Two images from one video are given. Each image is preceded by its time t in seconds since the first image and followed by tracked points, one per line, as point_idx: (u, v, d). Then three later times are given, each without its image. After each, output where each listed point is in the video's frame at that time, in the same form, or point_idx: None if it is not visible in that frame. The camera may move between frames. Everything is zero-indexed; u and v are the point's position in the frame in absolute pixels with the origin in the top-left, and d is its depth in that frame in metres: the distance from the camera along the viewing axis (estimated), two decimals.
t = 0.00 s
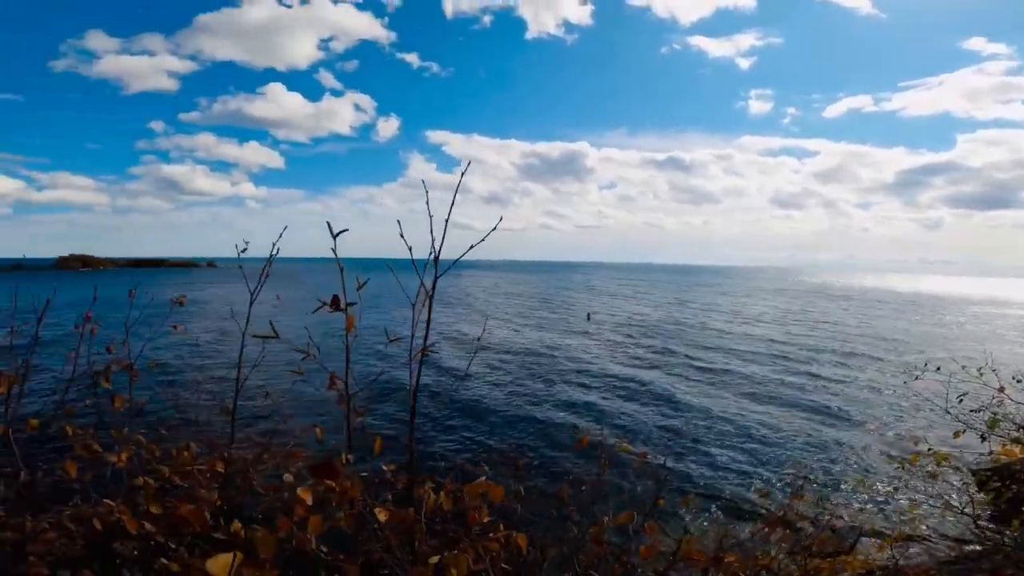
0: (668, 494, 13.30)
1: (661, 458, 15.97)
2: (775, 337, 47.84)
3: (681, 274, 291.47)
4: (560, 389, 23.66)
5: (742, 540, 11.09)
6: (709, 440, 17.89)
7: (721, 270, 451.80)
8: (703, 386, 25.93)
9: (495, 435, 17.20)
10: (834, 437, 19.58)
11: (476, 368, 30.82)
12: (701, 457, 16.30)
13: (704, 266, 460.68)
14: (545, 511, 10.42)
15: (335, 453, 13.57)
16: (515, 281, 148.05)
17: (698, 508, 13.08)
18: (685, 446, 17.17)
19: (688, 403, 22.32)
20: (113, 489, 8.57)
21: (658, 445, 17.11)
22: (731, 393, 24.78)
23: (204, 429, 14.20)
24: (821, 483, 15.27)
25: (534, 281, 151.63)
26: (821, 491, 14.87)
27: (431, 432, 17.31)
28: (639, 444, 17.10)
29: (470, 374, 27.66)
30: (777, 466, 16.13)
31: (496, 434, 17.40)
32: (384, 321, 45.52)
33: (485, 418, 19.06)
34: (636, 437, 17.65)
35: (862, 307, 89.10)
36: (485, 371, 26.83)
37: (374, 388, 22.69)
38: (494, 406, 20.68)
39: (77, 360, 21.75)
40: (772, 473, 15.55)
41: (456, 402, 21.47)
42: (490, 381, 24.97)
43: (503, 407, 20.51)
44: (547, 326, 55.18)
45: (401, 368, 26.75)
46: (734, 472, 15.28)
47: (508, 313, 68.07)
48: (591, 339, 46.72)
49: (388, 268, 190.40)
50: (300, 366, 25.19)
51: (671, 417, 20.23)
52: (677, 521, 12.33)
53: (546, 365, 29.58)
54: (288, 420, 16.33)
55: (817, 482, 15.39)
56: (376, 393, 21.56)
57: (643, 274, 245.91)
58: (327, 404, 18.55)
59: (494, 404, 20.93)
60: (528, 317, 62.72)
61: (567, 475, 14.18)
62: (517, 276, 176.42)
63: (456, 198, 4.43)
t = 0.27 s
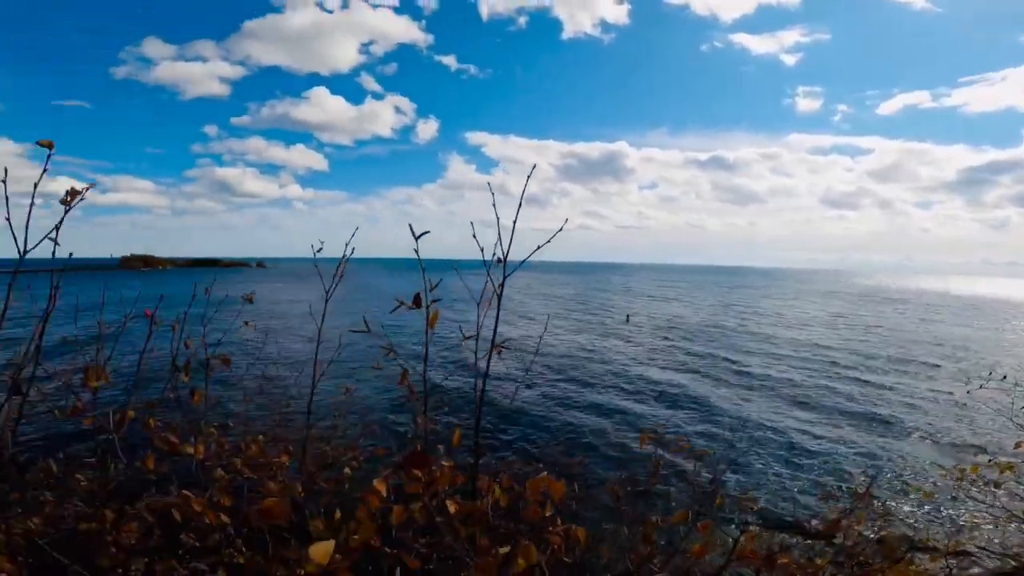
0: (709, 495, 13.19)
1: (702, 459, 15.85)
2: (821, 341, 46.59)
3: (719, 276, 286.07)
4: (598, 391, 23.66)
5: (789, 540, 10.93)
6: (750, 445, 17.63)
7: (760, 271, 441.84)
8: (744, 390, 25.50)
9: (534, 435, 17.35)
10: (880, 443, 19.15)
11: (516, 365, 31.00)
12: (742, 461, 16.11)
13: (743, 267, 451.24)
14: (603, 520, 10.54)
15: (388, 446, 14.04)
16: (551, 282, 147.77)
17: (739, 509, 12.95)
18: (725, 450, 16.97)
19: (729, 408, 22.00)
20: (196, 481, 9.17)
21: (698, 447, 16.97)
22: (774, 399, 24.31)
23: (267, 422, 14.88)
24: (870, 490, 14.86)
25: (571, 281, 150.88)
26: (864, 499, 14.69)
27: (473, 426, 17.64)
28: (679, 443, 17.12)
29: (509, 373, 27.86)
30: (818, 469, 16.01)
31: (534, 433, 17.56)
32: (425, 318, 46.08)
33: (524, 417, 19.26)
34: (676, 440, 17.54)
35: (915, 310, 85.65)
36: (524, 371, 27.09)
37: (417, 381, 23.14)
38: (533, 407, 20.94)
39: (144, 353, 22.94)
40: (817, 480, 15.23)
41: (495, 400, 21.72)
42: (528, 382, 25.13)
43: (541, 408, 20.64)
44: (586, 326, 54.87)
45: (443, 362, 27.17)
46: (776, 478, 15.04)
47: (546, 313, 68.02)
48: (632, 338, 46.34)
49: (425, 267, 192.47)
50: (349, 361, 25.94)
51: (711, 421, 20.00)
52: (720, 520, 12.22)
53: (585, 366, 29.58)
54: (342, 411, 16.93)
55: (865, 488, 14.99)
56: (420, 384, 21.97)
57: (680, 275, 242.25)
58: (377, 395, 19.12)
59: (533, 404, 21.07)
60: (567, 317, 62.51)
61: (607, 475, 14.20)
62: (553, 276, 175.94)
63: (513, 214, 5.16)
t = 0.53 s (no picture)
0: (754, 499, 13.00)
1: (745, 463, 15.60)
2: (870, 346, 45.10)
3: (758, 277, 279.87)
4: (636, 393, 23.54)
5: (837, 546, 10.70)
6: (795, 450, 17.27)
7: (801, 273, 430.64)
8: (787, 396, 24.96)
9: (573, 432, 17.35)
10: (930, 451, 18.56)
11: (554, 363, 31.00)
12: (786, 465, 15.80)
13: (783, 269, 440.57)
14: (648, 518, 10.56)
15: (435, 437, 14.24)
16: (588, 282, 146.61)
17: (785, 514, 12.70)
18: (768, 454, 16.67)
19: (771, 413, 21.60)
20: (254, 468, 9.54)
21: (741, 449, 16.70)
22: (818, 405, 23.73)
23: (316, 413, 15.33)
24: (921, 500, 14.39)
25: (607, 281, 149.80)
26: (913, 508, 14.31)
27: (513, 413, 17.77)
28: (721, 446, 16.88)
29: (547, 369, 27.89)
30: (866, 474, 15.63)
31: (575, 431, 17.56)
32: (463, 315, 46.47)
33: (563, 413, 19.28)
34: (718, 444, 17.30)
35: (970, 314, 82.08)
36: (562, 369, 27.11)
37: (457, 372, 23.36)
38: (571, 406, 20.94)
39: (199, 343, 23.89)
40: (865, 488, 14.82)
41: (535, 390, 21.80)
42: (566, 382, 25.14)
43: (579, 408, 20.63)
44: (624, 326, 54.44)
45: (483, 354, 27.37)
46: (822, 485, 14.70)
47: (583, 313, 67.75)
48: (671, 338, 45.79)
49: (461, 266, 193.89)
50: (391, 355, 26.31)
51: (754, 427, 19.65)
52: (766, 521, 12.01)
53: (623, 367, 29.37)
54: (387, 404, 17.32)
55: (916, 497, 14.52)
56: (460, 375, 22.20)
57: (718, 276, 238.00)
58: (421, 389, 19.41)
59: (572, 403, 21.07)
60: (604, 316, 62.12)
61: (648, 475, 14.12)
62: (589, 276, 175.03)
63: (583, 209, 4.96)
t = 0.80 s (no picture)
0: (806, 500, 12.71)
1: (794, 462, 15.25)
2: (924, 350, 43.41)
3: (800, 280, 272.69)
4: (678, 394, 23.25)
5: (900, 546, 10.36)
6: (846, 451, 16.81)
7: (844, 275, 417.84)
8: (835, 401, 24.31)
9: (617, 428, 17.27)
10: (990, 458, 17.85)
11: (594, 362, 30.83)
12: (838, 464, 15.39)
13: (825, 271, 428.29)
14: (699, 514, 10.45)
15: (481, 434, 14.24)
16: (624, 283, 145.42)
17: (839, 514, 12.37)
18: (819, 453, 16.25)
19: (819, 419, 21.07)
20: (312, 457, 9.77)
21: (790, 451, 16.35)
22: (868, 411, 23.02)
23: (364, 407, 15.62)
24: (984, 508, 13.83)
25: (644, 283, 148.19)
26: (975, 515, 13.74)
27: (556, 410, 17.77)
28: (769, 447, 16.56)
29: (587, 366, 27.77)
30: (921, 479, 15.12)
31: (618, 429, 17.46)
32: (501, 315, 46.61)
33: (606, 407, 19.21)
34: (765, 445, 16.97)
35: None
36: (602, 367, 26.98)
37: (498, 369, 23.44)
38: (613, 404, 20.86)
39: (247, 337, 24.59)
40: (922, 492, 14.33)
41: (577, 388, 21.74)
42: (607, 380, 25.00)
43: (621, 405, 20.51)
44: (663, 328, 53.76)
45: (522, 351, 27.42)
46: (877, 486, 14.28)
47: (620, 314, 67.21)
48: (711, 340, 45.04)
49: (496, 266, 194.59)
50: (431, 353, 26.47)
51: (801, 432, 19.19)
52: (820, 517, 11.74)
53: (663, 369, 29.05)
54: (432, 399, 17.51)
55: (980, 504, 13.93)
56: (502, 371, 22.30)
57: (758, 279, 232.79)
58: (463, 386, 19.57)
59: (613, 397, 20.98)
60: (642, 317, 61.48)
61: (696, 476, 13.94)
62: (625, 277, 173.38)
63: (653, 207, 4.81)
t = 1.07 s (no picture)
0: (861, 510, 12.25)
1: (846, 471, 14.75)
2: (983, 358, 41.42)
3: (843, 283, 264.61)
4: (721, 401, 22.81)
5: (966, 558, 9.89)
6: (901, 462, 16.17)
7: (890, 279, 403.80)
8: (887, 410, 23.46)
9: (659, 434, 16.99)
10: None
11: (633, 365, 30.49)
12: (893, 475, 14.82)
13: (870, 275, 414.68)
14: (753, 519, 10.16)
15: (525, 433, 14.17)
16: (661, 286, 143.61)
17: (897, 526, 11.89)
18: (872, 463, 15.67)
19: (870, 428, 20.36)
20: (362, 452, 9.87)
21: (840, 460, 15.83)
22: (922, 420, 22.14)
23: (408, 404, 15.73)
24: None
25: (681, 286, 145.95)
26: None
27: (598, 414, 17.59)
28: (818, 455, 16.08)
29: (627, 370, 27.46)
30: (983, 492, 14.44)
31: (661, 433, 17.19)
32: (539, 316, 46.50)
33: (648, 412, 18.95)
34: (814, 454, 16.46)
35: None
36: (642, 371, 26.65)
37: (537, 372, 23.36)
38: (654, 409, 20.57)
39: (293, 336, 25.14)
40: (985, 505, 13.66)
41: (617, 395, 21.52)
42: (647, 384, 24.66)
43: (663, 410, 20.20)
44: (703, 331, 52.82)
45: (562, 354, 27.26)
46: (936, 499, 13.66)
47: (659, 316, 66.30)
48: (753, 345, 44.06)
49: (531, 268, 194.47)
50: (472, 352, 26.56)
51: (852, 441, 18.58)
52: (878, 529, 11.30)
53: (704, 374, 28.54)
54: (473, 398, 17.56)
55: None
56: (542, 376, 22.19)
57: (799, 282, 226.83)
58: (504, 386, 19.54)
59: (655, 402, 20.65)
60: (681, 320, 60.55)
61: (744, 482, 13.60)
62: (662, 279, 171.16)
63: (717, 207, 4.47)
